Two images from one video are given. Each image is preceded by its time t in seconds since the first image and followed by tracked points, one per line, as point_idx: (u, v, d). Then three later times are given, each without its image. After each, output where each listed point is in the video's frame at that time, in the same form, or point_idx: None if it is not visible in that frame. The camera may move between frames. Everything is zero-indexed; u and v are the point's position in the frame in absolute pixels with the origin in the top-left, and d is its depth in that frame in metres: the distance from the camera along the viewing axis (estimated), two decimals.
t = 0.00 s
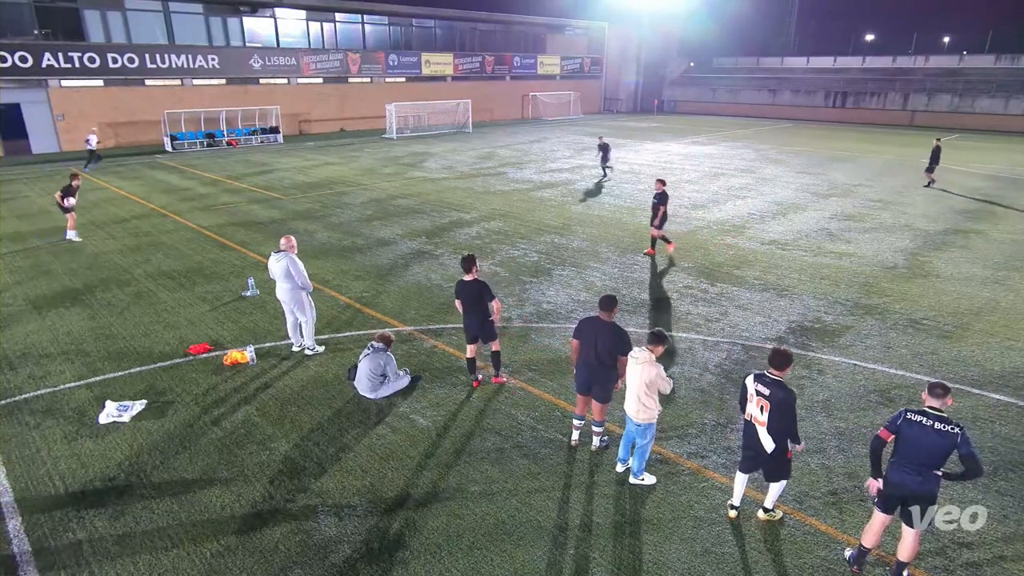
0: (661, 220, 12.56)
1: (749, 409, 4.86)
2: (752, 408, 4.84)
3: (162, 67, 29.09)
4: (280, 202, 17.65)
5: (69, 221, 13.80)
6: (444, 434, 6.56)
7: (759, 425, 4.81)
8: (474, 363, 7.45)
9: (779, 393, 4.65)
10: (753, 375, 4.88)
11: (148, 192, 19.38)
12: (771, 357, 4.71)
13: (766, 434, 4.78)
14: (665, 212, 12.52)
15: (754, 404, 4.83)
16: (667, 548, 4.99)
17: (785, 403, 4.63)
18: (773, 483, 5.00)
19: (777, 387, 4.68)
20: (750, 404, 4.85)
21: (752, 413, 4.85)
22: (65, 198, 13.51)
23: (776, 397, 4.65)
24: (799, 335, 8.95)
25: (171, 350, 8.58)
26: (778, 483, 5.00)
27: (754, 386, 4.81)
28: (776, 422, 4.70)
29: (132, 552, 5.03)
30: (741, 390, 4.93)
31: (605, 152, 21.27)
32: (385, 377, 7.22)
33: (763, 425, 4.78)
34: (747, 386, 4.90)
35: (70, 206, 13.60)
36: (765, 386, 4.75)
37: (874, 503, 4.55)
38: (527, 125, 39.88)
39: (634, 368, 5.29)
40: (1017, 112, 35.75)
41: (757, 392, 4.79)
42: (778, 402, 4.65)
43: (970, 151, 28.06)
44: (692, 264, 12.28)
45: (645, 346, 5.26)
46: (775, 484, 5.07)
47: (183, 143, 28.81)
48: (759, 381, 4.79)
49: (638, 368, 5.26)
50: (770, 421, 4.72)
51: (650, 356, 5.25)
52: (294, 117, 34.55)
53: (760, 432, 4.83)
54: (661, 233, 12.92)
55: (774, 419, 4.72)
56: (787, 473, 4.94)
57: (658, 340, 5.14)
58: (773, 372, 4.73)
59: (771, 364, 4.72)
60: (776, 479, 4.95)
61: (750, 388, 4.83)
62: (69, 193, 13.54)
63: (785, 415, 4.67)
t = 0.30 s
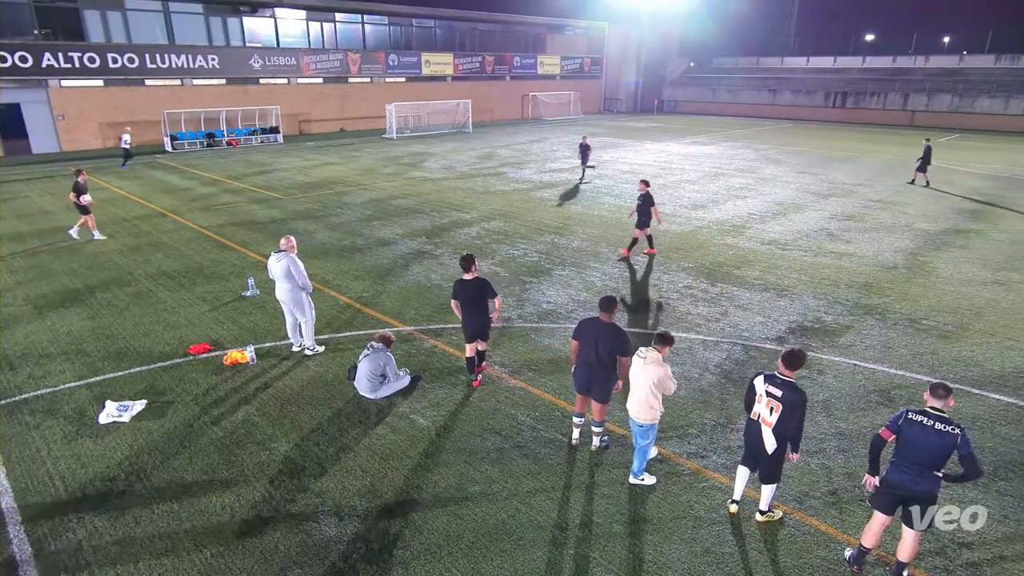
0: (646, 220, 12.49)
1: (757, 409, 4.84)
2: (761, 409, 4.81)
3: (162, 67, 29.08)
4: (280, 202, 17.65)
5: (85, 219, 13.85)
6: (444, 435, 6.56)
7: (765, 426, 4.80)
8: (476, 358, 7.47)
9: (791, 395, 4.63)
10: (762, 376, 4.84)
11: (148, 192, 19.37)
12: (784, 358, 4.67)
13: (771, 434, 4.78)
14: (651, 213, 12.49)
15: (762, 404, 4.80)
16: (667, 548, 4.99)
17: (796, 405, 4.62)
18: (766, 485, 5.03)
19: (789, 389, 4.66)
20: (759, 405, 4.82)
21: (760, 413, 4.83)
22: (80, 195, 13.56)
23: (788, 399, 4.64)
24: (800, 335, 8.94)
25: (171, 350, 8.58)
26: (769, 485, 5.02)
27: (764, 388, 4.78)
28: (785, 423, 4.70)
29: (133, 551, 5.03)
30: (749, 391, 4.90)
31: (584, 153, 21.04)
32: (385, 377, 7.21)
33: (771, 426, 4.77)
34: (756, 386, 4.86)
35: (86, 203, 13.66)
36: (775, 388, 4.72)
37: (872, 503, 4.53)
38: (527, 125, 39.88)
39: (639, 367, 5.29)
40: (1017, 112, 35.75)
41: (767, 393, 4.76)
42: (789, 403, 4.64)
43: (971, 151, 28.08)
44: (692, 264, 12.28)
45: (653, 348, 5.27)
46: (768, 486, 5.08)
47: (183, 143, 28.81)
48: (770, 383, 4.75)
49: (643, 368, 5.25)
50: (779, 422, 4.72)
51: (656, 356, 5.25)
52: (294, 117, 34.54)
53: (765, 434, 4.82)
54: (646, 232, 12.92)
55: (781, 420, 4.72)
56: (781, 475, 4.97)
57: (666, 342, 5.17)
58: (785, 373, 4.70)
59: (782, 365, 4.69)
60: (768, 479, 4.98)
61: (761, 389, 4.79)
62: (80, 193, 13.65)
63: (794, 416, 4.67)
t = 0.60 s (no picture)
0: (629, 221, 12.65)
1: (760, 410, 4.83)
2: (766, 411, 4.79)
3: (162, 67, 29.08)
4: (280, 202, 17.65)
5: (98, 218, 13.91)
6: (444, 434, 6.56)
7: (770, 426, 4.79)
8: (478, 354, 7.50)
9: (799, 396, 4.64)
10: (766, 377, 4.83)
11: (148, 192, 19.37)
12: (787, 358, 4.66)
13: (776, 435, 4.78)
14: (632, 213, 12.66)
15: (767, 406, 4.78)
16: (668, 548, 4.99)
17: (802, 405, 4.65)
18: (767, 484, 5.05)
19: (796, 391, 4.67)
20: (763, 406, 4.80)
21: (763, 415, 4.81)
22: (95, 194, 13.69)
23: (795, 400, 4.66)
24: (800, 335, 8.94)
25: (171, 350, 8.58)
26: (769, 485, 5.04)
27: (768, 389, 4.76)
28: (790, 423, 4.72)
29: (133, 551, 5.03)
30: (751, 392, 4.88)
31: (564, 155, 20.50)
32: (385, 377, 7.21)
33: (776, 427, 4.76)
34: (759, 388, 4.84)
35: (100, 202, 13.78)
36: (780, 389, 4.72)
37: (872, 505, 4.54)
38: (527, 125, 39.88)
39: (641, 365, 5.28)
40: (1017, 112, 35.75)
41: (772, 395, 4.75)
42: (797, 404, 4.65)
43: (971, 151, 28.09)
44: (693, 264, 12.28)
45: (653, 345, 5.26)
46: (768, 485, 5.10)
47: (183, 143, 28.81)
48: (775, 384, 4.74)
49: (647, 366, 5.24)
50: (785, 422, 4.73)
51: (656, 352, 5.25)
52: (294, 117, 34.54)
53: (769, 434, 4.81)
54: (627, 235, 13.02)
55: (787, 420, 4.73)
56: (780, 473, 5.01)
57: (667, 338, 5.16)
58: (787, 373, 4.71)
59: (782, 364, 4.70)
60: (768, 479, 5.00)
61: (765, 391, 4.78)
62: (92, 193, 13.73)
63: (801, 417, 4.69)
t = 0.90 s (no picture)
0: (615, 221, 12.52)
1: (753, 407, 4.84)
2: (758, 407, 4.81)
3: (162, 67, 29.08)
4: (280, 203, 17.66)
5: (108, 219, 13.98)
6: (443, 435, 6.55)
7: (764, 422, 4.81)
8: (479, 351, 7.72)
9: (787, 389, 4.71)
10: (754, 374, 4.87)
11: (148, 192, 19.37)
12: (772, 353, 4.72)
13: (771, 431, 4.80)
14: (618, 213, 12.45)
15: (759, 403, 4.80)
16: (668, 548, 4.99)
17: (792, 399, 4.72)
18: (764, 481, 5.05)
19: (784, 384, 4.74)
20: (755, 403, 4.82)
21: (757, 412, 4.83)
22: (106, 194, 13.76)
23: (785, 393, 4.72)
24: (800, 335, 8.95)
25: (171, 350, 8.58)
26: (767, 482, 5.06)
27: (758, 385, 4.79)
28: (782, 417, 4.76)
29: (133, 551, 5.04)
30: (742, 389, 4.90)
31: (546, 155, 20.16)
32: (385, 377, 7.22)
33: (770, 422, 4.79)
34: (749, 385, 4.86)
35: (111, 203, 13.85)
36: (771, 384, 4.75)
37: (873, 505, 4.54)
38: (527, 125, 39.88)
39: (643, 362, 5.28)
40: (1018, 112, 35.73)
41: (763, 391, 4.78)
42: (787, 397, 4.71)
43: (971, 151, 28.11)
44: (693, 264, 12.28)
45: (653, 342, 5.25)
46: (765, 482, 5.11)
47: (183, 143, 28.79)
48: (765, 379, 4.78)
49: (648, 363, 5.24)
50: (778, 417, 4.76)
51: (657, 348, 5.26)
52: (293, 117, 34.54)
53: (764, 430, 4.83)
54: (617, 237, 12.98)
55: (780, 415, 4.76)
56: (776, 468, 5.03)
57: (666, 334, 5.16)
58: (774, 367, 4.77)
59: (769, 359, 4.75)
60: (765, 476, 5.02)
61: (755, 387, 4.81)
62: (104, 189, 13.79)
63: (791, 411, 4.75)
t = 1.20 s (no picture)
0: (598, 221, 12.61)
1: (743, 403, 4.86)
2: (748, 404, 4.84)
3: (162, 67, 29.07)
4: (280, 203, 17.66)
5: (120, 216, 14.13)
6: (443, 435, 6.55)
7: (755, 418, 4.84)
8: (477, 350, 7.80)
9: (773, 382, 4.76)
10: (740, 371, 4.91)
11: (147, 192, 19.37)
12: (756, 350, 4.75)
13: (763, 426, 4.84)
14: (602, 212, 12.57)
15: (748, 399, 4.83)
16: (668, 548, 4.98)
17: (780, 392, 4.76)
18: (761, 474, 5.08)
19: (770, 377, 4.79)
20: (744, 399, 4.85)
21: (747, 408, 4.85)
22: (117, 192, 13.88)
23: (771, 386, 4.76)
24: (800, 335, 8.95)
25: (171, 350, 8.58)
26: (763, 474, 5.07)
27: (746, 381, 4.83)
28: (773, 411, 4.80)
29: (133, 551, 5.04)
30: (730, 385, 4.93)
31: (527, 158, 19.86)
32: (385, 377, 7.23)
33: (761, 417, 4.82)
34: (737, 381, 4.89)
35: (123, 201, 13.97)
36: (757, 379, 4.79)
37: (873, 504, 4.55)
38: (527, 125, 39.87)
39: (646, 363, 5.27)
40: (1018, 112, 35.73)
41: (751, 386, 4.81)
42: (774, 390, 4.75)
43: (971, 151, 28.11)
44: (694, 264, 12.28)
45: (653, 341, 5.24)
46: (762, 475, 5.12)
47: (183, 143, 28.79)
48: (751, 375, 4.82)
49: (650, 361, 5.24)
50: (768, 412, 4.80)
51: (660, 347, 5.25)
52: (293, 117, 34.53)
53: (757, 426, 4.86)
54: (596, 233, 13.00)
55: (770, 410, 4.81)
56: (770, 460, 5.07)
57: (666, 331, 5.13)
58: (759, 362, 4.82)
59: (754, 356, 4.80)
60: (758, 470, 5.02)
61: (743, 383, 4.84)
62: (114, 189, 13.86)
63: (779, 405, 4.79)
